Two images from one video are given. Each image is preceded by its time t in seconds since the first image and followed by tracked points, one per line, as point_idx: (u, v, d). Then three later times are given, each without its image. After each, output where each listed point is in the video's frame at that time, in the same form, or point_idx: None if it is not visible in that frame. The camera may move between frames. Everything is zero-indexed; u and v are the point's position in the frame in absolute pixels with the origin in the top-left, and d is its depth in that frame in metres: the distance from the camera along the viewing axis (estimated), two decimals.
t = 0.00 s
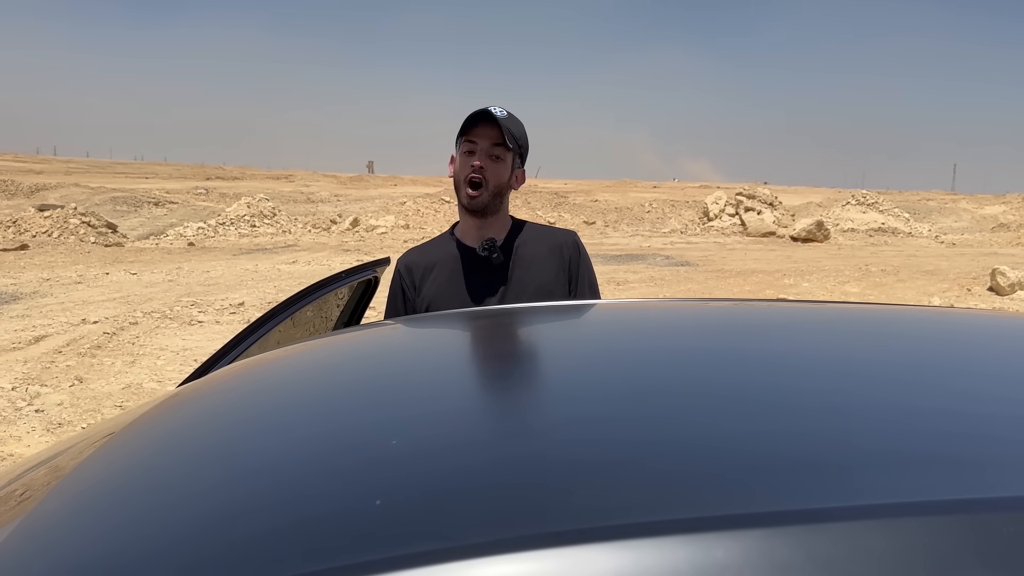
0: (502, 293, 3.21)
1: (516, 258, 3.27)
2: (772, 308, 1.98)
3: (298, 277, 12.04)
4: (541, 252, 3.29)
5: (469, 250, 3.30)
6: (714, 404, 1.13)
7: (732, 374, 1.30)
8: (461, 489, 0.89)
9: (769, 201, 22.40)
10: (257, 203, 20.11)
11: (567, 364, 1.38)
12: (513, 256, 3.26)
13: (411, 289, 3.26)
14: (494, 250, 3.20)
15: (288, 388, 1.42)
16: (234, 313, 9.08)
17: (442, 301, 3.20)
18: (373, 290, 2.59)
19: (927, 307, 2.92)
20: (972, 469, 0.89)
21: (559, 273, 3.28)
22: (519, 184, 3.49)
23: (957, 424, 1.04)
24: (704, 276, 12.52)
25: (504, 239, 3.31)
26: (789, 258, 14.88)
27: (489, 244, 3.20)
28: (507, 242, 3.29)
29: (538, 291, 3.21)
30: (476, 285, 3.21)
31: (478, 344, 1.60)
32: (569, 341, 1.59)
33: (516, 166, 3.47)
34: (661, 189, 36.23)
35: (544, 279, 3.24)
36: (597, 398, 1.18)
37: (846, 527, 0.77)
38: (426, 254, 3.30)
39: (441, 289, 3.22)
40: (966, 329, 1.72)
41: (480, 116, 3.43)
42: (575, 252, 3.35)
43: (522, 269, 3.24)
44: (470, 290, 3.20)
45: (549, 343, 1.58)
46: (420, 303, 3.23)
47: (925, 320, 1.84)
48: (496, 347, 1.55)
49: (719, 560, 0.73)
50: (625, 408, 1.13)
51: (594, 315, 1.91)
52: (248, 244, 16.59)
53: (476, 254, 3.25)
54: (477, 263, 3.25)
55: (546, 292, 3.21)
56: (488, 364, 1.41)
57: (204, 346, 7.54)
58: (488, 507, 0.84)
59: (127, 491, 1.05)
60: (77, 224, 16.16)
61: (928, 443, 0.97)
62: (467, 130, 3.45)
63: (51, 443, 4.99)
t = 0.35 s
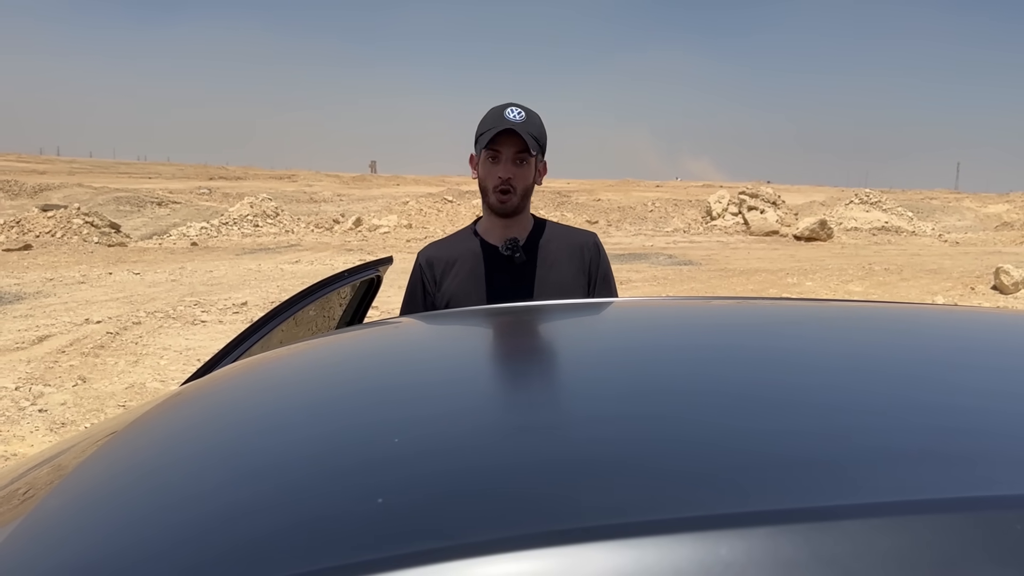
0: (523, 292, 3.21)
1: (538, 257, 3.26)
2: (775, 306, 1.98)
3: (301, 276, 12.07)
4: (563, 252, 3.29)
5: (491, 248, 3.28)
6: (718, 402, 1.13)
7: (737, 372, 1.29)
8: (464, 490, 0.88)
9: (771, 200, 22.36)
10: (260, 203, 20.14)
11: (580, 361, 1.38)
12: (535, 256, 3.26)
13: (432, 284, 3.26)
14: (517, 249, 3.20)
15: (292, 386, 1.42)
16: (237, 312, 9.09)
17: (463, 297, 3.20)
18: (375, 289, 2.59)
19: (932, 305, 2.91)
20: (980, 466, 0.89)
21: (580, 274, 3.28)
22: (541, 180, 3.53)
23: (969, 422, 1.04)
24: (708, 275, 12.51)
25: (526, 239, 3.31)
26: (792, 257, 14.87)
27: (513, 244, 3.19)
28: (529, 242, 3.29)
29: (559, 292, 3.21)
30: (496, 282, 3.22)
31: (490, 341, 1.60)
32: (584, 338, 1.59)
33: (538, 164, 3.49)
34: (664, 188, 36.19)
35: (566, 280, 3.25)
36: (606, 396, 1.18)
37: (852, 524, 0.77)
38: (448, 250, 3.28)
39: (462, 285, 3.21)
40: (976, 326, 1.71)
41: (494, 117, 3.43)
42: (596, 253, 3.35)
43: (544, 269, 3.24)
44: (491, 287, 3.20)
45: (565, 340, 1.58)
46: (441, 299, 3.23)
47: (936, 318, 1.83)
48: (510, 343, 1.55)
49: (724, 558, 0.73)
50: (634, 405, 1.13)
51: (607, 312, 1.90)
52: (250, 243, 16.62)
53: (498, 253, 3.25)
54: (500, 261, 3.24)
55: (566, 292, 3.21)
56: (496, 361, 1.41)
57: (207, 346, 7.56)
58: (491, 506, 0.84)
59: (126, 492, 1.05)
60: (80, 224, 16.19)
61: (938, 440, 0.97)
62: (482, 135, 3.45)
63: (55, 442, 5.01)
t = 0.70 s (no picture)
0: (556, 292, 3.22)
1: (571, 257, 3.27)
2: (779, 307, 1.98)
3: (303, 277, 12.08)
4: (596, 253, 3.29)
5: (526, 249, 3.30)
6: (724, 403, 1.13)
7: (740, 373, 1.29)
8: (465, 491, 0.88)
9: (773, 200, 22.34)
10: (261, 204, 20.15)
11: (601, 361, 1.39)
12: (569, 257, 3.27)
13: (468, 283, 3.30)
14: (552, 251, 3.22)
15: (293, 387, 1.42)
16: (239, 313, 9.10)
17: (499, 294, 3.23)
18: (376, 291, 2.59)
19: (936, 306, 2.90)
20: (980, 465, 0.90)
21: (613, 275, 3.28)
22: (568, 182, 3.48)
23: (975, 422, 1.04)
24: (709, 276, 12.51)
25: (561, 240, 3.32)
26: (794, 258, 14.86)
27: (547, 246, 3.21)
28: (564, 242, 3.30)
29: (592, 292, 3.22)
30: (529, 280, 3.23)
31: (513, 341, 1.61)
32: (606, 338, 1.59)
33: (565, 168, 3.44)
34: (666, 189, 36.18)
35: (598, 280, 3.25)
36: (620, 396, 1.18)
37: (853, 523, 0.77)
38: (484, 250, 3.33)
39: (497, 284, 3.25)
40: (979, 327, 1.72)
41: (518, 127, 3.36)
42: (628, 255, 3.34)
43: (576, 269, 3.25)
44: (526, 286, 3.22)
45: (592, 340, 1.58)
46: (476, 298, 3.27)
47: (937, 319, 1.84)
48: (534, 343, 1.56)
49: (721, 559, 0.73)
50: (642, 405, 1.13)
51: (613, 313, 1.90)
52: (252, 245, 16.64)
53: (533, 254, 3.27)
54: (534, 262, 3.27)
55: (598, 292, 3.22)
56: (502, 361, 1.41)
57: (209, 347, 7.56)
58: (492, 507, 0.84)
59: (127, 494, 1.05)
60: (82, 226, 16.22)
61: (940, 442, 0.97)
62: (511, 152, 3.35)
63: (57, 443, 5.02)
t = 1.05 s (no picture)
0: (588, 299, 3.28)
1: (604, 264, 3.31)
2: (783, 309, 1.98)
3: (303, 279, 12.09)
4: (628, 260, 3.31)
5: (560, 256, 3.36)
6: (733, 402, 1.14)
7: (747, 373, 1.30)
8: (474, 489, 0.88)
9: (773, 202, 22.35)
10: (262, 206, 20.17)
11: (629, 359, 1.39)
12: (601, 263, 3.32)
13: (504, 287, 3.37)
14: (583, 257, 3.31)
15: (298, 387, 1.42)
16: (240, 315, 9.11)
17: (535, 299, 3.30)
18: (378, 292, 2.59)
19: (940, 309, 2.90)
20: (986, 466, 0.89)
21: (644, 282, 3.30)
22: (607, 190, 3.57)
23: (986, 425, 1.04)
24: (710, 277, 12.53)
25: (593, 246, 3.37)
26: (794, 259, 14.87)
27: (580, 252, 3.30)
28: (597, 248, 3.35)
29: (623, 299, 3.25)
30: (564, 288, 3.30)
31: (548, 339, 1.60)
32: (623, 336, 1.60)
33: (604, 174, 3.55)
34: (666, 191, 36.24)
35: (630, 286, 3.27)
36: (640, 395, 1.18)
37: (855, 523, 0.77)
38: (521, 254, 3.38)
39: (532, 289, 3.31)
40: (985, 332, 1.72)
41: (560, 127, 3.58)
42: (660, 261, 3.35)
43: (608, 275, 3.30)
44: (560, 292, 3.29)
45: (628, 338, 1.58)
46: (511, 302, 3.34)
47: (940, 321, 1.84)
48: (569, 341, 1.56)
49: (725, 557, 0.74)
50: (660, 404, 1.13)
51: (619, 313, 1.91)
52: (252, 247, 16.65)
53: (565, 260, 3.33)
54: (567, 267, 3.32)
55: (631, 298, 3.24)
56: (511, 362, 1.42)
57: (210, 348, 7.58)
58: (496, 507, 0.84)
59: (131, 493, 1.05)
60: (83, 228, 16.24)
61: (944, 441, 0.97)
62: (548, 147, 3.56)
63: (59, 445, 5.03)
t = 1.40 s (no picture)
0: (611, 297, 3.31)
1: (629, 263, 3.34)
2: (788, 309, 1.99)
3: (303, 281, 12.09)
4: (652, 262, 3.34)
5: (586, 251, 3.36)
6: (741, 400, 1.14)
7: (755, 372, 1.30)
8: (481, 486, 0.88)
9: (772, 204, 22.33)
10: (262, 208, 20.16)
11: (652, 356, 1.39)
12: (627, 263, 3.34)
13: (528, 277, 3.38)
14: (610, 256, 3.33)
15: (303, 386, 1.42)
16: (240, 317, 9.11)
17: (559, 291, 3.31)
18: (380, 294, 2.60)
19: (942, 308, 2.90)
20: (993, 463, 0.89)
21: (666, 286, 3.35)
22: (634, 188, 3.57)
23: (999, 422, 1.04)
24: (710, 278, 12.52)
25: (620, 244, 3.38)
26: (794, 260, 14.87)
27: (606, 252, 3.32)
28: (623, 247, 3.37)
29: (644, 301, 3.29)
30: (588, 282, 3.32)
31: (563, 338, 1.60)
32: (632, 335, 1.60)
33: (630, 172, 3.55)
34: (665, 192, 36.24)
35: (652, 289, 3.31)
36: (656, 392, 1.18)
37: (860, 516, 0.78)
38: (548, 244, 3.39)
39: (557, 282, 3.32)
40: (991, 330, 1.72)
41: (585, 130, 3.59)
42: (682, 267, 3.39)
43: (632, 274, 3.32)
44: (584, 288, 3.31)
45: (645, 337, 1.58)
46: (535, 293, 3.35)
47: (948, 321, 1.84)
48: (595, 339, 1.56)
49: (732, 550, 0.74)
50: (677, 401, 1.14)
51: (625, 313, 1.92)
52: (252, 249, 16.65)
53: (592, 257, 3.34)
54: (593, 263, 3.34)
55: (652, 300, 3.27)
56: (517, 360, 1.42)
57: (211, 351, 7.57)
58: (502, 502, 0.84)
59: (137, 491, 1.05)
60: (83, 230, 16.24)
61: (951, 438, 0.97)
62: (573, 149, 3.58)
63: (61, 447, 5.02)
